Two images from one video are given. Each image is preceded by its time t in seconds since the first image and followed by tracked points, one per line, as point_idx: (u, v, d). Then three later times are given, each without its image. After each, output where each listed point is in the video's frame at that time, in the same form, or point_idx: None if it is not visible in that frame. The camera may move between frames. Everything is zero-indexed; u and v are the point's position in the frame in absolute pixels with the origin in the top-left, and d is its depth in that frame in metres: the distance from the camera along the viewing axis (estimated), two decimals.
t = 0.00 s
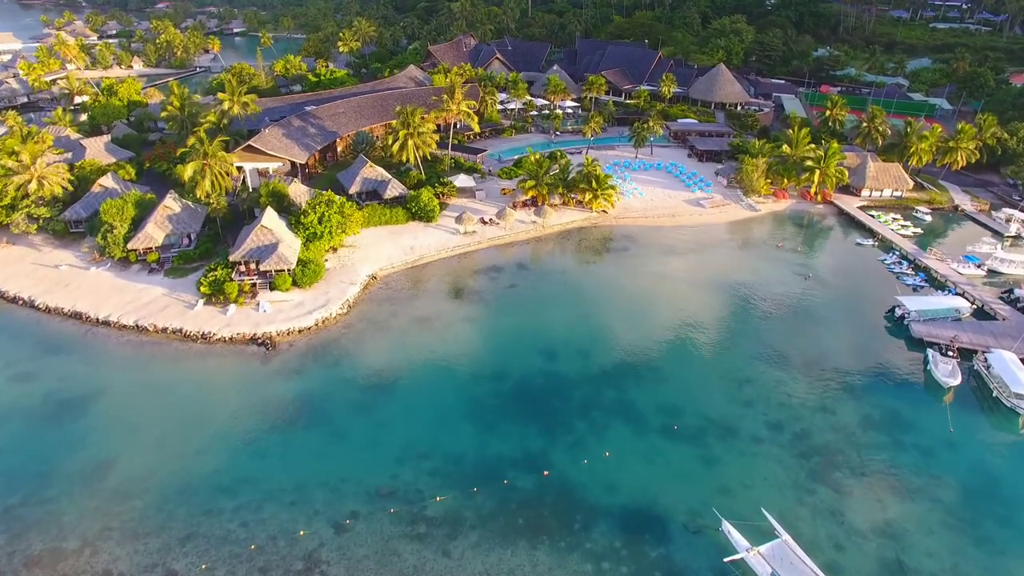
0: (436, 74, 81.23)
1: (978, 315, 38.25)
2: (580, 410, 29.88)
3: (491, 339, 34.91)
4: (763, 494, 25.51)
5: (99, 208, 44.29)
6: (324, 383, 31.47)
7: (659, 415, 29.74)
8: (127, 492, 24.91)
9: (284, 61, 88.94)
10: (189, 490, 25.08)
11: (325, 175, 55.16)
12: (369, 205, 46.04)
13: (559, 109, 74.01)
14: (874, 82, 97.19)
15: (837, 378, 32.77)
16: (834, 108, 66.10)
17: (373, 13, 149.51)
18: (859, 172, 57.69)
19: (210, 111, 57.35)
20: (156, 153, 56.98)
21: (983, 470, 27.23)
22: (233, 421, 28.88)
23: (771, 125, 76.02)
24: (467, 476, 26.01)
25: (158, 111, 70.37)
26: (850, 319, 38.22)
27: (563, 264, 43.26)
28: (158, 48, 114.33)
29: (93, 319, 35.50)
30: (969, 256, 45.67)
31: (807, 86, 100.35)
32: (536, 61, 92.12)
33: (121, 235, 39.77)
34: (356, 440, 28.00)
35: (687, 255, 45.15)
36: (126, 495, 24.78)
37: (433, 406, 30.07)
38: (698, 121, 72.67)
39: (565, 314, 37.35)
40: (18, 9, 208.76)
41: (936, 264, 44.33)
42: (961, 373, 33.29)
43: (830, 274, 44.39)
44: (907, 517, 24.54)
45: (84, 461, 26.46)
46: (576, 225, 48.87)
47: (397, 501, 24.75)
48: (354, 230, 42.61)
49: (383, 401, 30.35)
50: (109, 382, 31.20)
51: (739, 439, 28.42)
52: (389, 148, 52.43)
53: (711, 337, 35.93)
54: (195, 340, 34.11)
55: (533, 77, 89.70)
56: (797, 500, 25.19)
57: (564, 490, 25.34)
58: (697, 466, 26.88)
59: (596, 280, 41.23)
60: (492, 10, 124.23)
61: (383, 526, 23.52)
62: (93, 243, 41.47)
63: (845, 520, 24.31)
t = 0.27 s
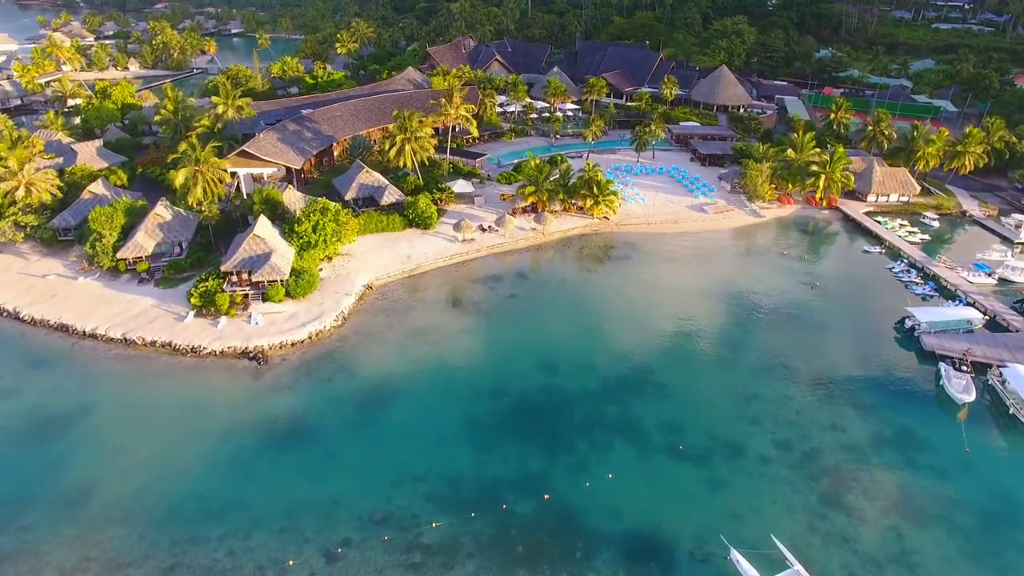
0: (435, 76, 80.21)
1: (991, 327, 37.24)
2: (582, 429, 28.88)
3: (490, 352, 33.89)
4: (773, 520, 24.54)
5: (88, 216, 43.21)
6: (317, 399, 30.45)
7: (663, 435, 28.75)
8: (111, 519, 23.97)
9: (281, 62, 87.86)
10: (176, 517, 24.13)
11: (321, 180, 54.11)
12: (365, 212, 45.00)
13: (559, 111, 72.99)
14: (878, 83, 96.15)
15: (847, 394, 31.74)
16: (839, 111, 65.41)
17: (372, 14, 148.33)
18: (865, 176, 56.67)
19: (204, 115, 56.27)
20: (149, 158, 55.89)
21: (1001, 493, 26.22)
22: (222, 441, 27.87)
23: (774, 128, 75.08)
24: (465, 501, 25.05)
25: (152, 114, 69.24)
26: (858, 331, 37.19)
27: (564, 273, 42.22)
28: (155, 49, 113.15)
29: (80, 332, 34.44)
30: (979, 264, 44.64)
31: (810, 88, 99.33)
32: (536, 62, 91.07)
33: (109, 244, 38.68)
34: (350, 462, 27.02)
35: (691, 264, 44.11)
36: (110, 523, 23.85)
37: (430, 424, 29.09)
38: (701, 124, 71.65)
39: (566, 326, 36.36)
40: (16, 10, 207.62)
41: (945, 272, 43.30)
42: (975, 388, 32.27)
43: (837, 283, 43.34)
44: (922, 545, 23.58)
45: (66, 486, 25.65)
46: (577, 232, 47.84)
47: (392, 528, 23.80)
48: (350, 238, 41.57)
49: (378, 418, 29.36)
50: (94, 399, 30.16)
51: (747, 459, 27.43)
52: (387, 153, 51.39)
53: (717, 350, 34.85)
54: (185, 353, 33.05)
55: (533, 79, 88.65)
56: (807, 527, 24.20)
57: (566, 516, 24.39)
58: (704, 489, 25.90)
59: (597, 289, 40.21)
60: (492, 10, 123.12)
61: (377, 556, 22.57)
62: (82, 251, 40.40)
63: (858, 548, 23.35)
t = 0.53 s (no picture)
0: (433, 79, 79.33)
1: (1004, 340, 36.36)
2: (583, 452, 28.05)
3: (488, 369, 33.03)
4: (782, 549, 23.63)
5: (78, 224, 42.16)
6: (310, 418, 29.53)
7: (667, 457, 27.93)
8: (94, 551, 23.17)
9: (278, 65, 86.90)
10: (164, 548, 23.37)
11: (318, 186, 53.16)
12: (362, 220, 44.04)
13: (559, 115, 72.08)
14: (881, 86, 95.24)
15: (856, 412, 30.81)
16: (843, 115, 64.62)
17: (371, 15, 147.35)
18: (870, 183, 55.72)
19: (198, 121, 55.29)
20: (143, 164, 54.92)
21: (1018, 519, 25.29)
22: (211, 465, 26.96)
23: (777, 133, 74.21)
24: (462, 529, 24.28)
25: (146, 118, 68.26)
26: (866, 345, 36.27)
27: (564, 283, 41.32)
28: (151, 51, 112.14)
29: (66, 347, 33.45)
30: (989, 274, 43.71)
31: (812, 91, 98.44)
32: (536, 65, 90.16)
33: (99, 255, 37.59)
34: (344, 487, 26.16)
35: (694, 274, 43.18)
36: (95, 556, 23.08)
37: (427, 446, 28.26)
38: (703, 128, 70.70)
39: (567, 341, 35.49)
40: (13, 10, 206.66)
41: (954, 282, 42.39)
42: (989, 405, 31.29)
43: (844, 294, 42.39)
44: None
45: (49, 513, 24.82)
46: (578, 240, 46.88)
47: (387, 560, 22.99)
48: (346, 248, 40.62)
49: (373, 440, 28.49)
50: (80, 418, 29.22)
51: (754, 483, 26.56)
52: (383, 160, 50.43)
53: (722, 366, 33.95)
54: (174, 369, 32.07)
55: (533, 82, 87.70)
56: (819, 558, 23.25)
57: (566, 546, 23.62)
58: (710, 515, 25.07)
59: (598, 301, 39.33)
60: (491, 12, 122.26)
61: None
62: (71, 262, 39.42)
63: None
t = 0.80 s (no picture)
0: (432, 82, 78.62)
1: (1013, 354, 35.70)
2: (584, 471, 27.33)
3: (487, 383, 32.28)
4: None
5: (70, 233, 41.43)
6: (304, 437, 28.80)
7: (670, 477, 27.19)
8: None
9: (275, 68, 86.23)
10: None
11: (315, 193, 52.47)
12: (359, 229, 43.31)
13: (559, 119, 71.38)
14: (884, 89, 94.54)
15: (864, 429, 30.06)
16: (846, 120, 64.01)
17: (370, 17, 146.56)
18: (874, 190, 55.07)
19: (193, 126, 54.60)
20: (137, 169, 54.14)
21: None
22: (202, 486, 26.27)
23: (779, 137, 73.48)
24: (460, 554, 23.56)
25: (142, 122, 67.56)
26: (872, 359, 35.54)
27: (565, 293, 40.61)
28: (149, 53, 111.34)
29: (56, 361, 32.71)
30: (996, 283, 43.04)
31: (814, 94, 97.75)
32: (536, 68, 89.47)
33: (90, 266, 36.74)
34: (338, 510, 25.45)
35: (696, 284, 42.45)
36: None
37: (423, 465, 27.53)
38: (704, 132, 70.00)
39: (566, 353, 34.75)
40: (12, 10, 206.07)
41: (961, 293, 41.69)
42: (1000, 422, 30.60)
43: (849, 304, 41.63)
44: None
45: (34, 538, 24.17)
46: (578, 249, 46.18)
47: None
48: (342, 258, 39.89)
49: (368, 459, 27.75)
50: (68, 436, 28.52)
51: (759, 505, 25.82)
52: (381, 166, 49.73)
53: (725, 380, 33.20)
54: (165, 385, 31.33)
55: (533, 85, 87.00)
56: None
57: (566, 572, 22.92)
58: (714, 539, 24.36)
59: (599, 312, 38.58)
60: (491, 14, 121.53)
61: None
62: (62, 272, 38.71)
63: None
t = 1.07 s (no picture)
0: (433, 87, 77.89)
1: None
2: (586, 498, 26.73)
3: (487, 404, 31.61)
4: None
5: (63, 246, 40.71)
6: (300, 461, 28.12)
7: (674, 503, 26.55)
8: None
9: (274, 72, 85.55)
10: None
11: (313, 203, 51.75)
12: (357, 241, 42.56)
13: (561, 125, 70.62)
14: (888, 93, 93.66)
15: (874, 453, 29.35)
16: (851, 127, 63.29)
17: (370, 19, 145.91)
18: (881, 199, 54.27)
19: (190, 133, 53.93)
20: (133, 178, 53.40)
21: None
22: (195, 514, 25.64)
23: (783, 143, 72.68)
24: None
25: (139, 128, 66.92)
26: (880, 377, 34.82)
27: (567, 307, 39.88)
28: (148, 57, 110.68)
29: (47, 380, 32.02)
30: (1007, 297, 42.29)
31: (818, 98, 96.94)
32: (537, 73, 88.72)
33: (83, 280, 36.11)
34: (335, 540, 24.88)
35: (701, 298, 41.73)
36: None
37: (423, 491, 26.91)
38: (708, 139, 69.20)
39: (568, 371, 34.07)
40: (13, 12, 205.25)
41: (971, 307, 40.95)
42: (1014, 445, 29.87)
43: (856, 318, 40.87)
44: None
45: (21, 570, 23.53)
46: (580, 261, 45.44)
47: None
48: (340, 272, 39.17)
49: (365, 484, 27.11)
50: (58, 460, 27.88)
51: (767, 534, 25.18)
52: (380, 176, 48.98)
53: (730, 400, 32.49)
54: (158, 405, 30.62)
55: (534, 89, 86.23)
56: None
57: None
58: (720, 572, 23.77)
59: (602, 327, 37.88)
60: (492, 16, 120.77)
61: None
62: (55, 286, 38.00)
63: None
